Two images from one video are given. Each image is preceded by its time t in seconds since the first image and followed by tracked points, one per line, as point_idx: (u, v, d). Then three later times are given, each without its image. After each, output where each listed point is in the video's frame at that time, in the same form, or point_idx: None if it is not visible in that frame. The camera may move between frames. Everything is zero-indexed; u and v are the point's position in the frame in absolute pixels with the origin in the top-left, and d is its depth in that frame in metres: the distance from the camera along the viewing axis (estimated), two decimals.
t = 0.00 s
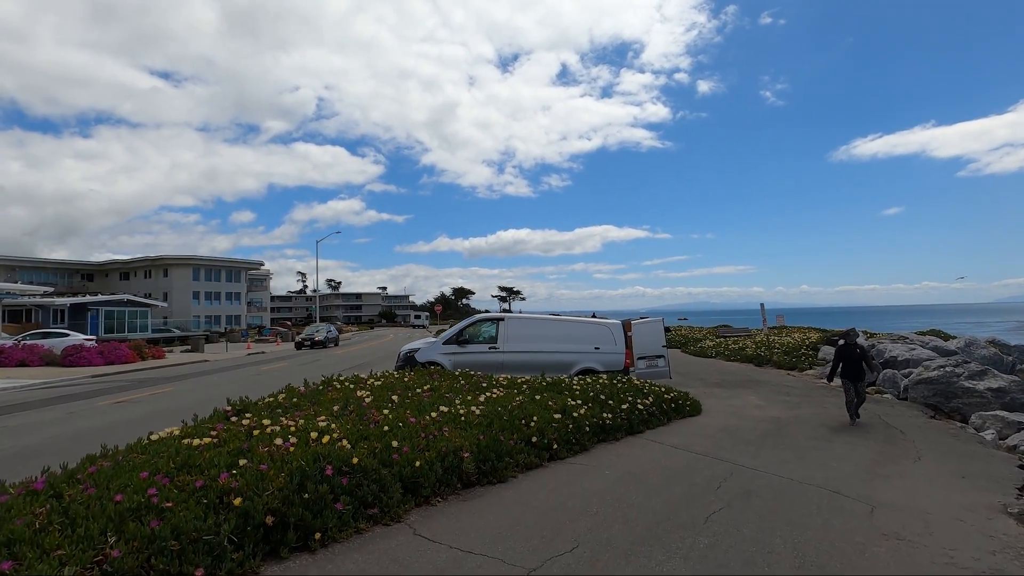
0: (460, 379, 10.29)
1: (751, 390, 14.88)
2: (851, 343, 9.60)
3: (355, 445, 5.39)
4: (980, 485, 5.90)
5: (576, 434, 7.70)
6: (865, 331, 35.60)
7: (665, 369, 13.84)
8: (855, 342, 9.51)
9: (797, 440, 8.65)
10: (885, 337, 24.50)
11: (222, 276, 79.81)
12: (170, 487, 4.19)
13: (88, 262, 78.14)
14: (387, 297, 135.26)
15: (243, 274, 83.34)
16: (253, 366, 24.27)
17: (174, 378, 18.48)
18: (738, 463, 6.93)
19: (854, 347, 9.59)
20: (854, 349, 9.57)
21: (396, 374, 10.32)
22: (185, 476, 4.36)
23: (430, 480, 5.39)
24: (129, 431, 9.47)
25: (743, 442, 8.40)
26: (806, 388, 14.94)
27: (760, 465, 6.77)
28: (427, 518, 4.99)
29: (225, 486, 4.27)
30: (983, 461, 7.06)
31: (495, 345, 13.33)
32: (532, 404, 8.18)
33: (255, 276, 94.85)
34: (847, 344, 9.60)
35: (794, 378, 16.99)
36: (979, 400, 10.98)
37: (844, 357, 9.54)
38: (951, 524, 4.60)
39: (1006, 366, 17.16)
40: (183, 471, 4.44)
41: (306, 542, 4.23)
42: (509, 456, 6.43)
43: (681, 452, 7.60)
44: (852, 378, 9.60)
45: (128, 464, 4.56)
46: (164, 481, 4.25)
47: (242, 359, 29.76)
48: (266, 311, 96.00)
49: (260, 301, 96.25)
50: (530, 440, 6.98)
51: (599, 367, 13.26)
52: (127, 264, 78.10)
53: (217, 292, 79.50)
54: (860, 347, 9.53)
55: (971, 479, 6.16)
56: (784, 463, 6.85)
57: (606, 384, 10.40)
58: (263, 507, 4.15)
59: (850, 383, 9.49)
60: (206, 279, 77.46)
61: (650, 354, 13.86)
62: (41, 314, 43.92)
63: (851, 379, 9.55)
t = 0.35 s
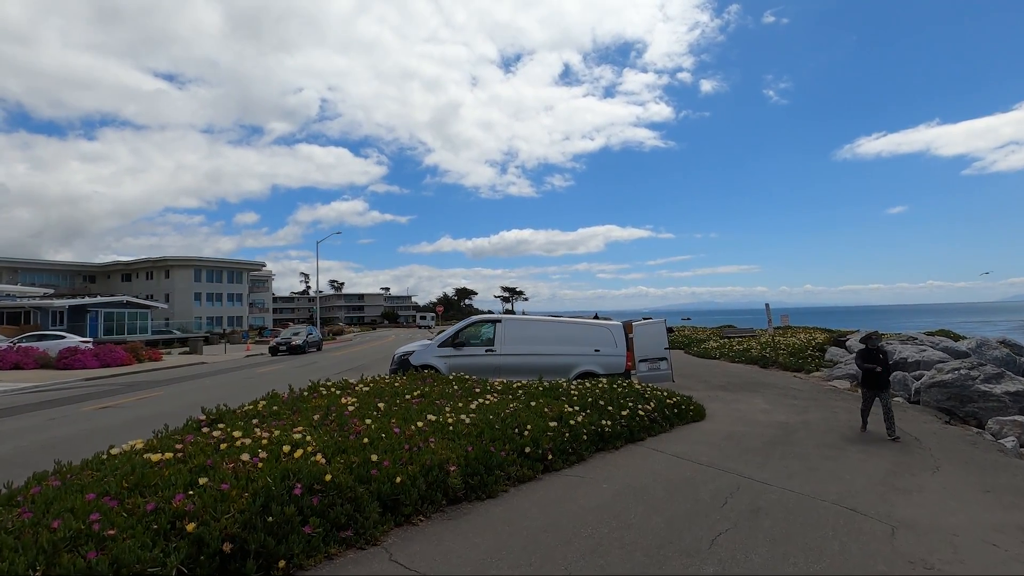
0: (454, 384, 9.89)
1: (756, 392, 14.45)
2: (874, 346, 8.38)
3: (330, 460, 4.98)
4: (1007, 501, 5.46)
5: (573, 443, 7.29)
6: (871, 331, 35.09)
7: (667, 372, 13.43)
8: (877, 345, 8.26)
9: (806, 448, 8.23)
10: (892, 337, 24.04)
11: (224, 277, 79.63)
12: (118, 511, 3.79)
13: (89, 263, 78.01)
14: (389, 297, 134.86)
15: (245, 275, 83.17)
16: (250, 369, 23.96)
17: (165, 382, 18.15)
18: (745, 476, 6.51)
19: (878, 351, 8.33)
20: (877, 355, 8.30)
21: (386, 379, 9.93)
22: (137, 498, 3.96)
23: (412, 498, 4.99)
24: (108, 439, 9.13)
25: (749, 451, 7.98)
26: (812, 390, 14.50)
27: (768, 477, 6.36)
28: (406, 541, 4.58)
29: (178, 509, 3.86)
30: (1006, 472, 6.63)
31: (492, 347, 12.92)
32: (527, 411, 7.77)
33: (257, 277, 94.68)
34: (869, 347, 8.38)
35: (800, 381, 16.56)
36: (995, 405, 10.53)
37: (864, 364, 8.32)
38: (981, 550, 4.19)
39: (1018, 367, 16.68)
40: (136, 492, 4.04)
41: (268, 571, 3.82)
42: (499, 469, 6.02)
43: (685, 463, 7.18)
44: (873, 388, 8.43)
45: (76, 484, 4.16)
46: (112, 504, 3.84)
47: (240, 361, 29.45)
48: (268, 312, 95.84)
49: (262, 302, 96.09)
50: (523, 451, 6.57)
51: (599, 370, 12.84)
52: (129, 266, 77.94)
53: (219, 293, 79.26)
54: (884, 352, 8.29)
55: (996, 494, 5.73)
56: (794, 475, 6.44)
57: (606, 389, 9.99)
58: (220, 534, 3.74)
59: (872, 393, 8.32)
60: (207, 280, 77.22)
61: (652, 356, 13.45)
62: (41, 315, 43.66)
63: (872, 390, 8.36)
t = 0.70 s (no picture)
0: (439, 389, 9.49)
1: (754, 397, 14.07)
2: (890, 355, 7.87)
3: (291, 475, 4.57)
4: None
5: (561, 453, 6.89)
6: (870, 333, 34.69)
7: (662, 377, 13.03)
8: (893, 350, 7.82)
9: (807, 457, 7.84)
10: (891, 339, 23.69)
11: (220, 278, 79.19)
12: (40, 536, 3.39)
13: (84, 265, 77.48)
14: (386, 299, 134.45)
15: (241, 277, 82.71)
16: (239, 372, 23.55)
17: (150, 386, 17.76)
18: (742, 489, 6.12)
19: (892, 358, 7.88)
20: (894, 360, 7.80)
21: (369, 384, 9.52)
22: (65, 520, 3.56)
23: (380, 516, 4.58)
24: (73, 445, 8.72)
25: (747, 460, 7.58)
26: (812, 395, 14.12)
27: (768, 491, 5.97)
28: (371, 566, 4.16)
29: (110, 534, 3.45)
30: (1020, 485, 6.24)
31: (481, 350, 12.53)
32: (512, 419, 7.37)
33: (254, 278, 94.27)
34: (882, 354, 7.92)
35: (800, 385, 16.18)
36: (1003, 412, 10.13)
37: (879, 369, 7.78)
38: None
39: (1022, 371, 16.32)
40: (65, 514, 3.64)
41: None
42: (478, 483, 5.61)
43: (679, 475, 6.78)
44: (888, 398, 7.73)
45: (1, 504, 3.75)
46: (34, 529, 3.43)
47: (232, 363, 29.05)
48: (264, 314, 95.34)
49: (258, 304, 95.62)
50: (507, 462, 6.17)
51: (593, 374, 12.44)
52: (124, 267, 77.47)
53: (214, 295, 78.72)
54: (902, 361, 7.73)
55: (1012, 511, 5.34)
56: (795, 490, 6.05)
57: (597, 394, 9.59)
58: (153, 563, 3.33)
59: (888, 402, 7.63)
60: (202, 282, 76.69)
61: (646, 359, 13.06)
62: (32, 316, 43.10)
63: (887, 397, 7.64)
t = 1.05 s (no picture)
0: (429, 392, 9.10)
1: (756, 399, 13.65)
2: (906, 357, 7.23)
3: (254, 489, 4.15)
4: None
5: (553, 461, 6.49)
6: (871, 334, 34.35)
7: (661, 379, 12.62)
8: (906, 352, 7.19)
9: (814, 463, 7.44)
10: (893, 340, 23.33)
11: (216, 280, 78.75)
12: None
13: (79, 267, 76.96)
14: (385, 301, 134.05)
15: (238, 279, 82.28)
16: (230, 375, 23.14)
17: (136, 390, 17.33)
18: (748, 500, 5.71)
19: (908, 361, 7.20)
20: (907, 364, 7.17)
21: (355, 388, 9.11)
22: None
23: (352, 534, 4.17)
24: (42, 452, 8.30)
25: (751, 467, 7.18)
26: (816, 398, 13.73)
27: (775, 502, 5.58)
28: None
29: (34, 561, 3.03)
30: None
31: (475, 351, 12.12)
32: (503, 424, 6.96)
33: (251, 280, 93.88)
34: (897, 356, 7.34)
35: (802, 387, 15.79)
36: (1015, 414, 9.74)
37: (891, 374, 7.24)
38: None
39: None
40: None
41: None
42: (463, 494, 5.20)
43: (680, 484, 6.37)
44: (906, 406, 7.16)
45: None
46: None
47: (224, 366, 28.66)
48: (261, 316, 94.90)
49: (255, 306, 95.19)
50: (495, 471, 5.76)
51: (589, 377, 12.03)
52: (120, 269, 76.97)
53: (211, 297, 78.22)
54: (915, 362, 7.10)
55: None
56: (804, 501, 5.65)
57: (594, 398, 9.17)
58: None
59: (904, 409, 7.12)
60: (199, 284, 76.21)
61: (645, 361, 12.66)
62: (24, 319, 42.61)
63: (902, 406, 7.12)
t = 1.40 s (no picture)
0: (418, 398, 8.63)
1: (762, 402, 13.20)
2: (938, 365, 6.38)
3: (206, 515, 3.68)
4: None
5: (548, 473, 6.02)
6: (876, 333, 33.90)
7: (663, 381, 12.14)
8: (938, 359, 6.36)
9: (827, 474, 6.96)
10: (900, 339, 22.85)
11: (215, 281, 78.34)
12: None
13: (77, 269, 76.54)
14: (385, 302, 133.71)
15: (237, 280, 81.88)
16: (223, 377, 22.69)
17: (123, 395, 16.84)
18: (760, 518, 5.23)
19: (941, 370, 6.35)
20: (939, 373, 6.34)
21: (340, 393, 8.63)
22: None
23: (317, 564, 3.69)
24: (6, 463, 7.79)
25: (761, 478, 6.70)
26: (823, 400, 13.26)
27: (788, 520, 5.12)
28: None
29: None
30: None
31: (469, 353, 11.65)
32: (494, 434, 6.48)
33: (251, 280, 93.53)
34: (927, 362, 6.53)
35: (809, 388, 15.31)
36: None
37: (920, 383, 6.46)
38: None
39: None
40: None
41: None
42: (446, 514, 4.73)
43: (685, 499, 5.90)
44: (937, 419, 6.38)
45: None
46: None
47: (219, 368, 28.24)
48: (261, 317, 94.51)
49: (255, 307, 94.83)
50: (484, 486, 5.29)
51: (588, 380, 11.56)
52: (118, 270, 76.56)
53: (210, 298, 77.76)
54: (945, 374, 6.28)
55: None
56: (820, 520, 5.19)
57: (592, 403, 8.70)
58: None
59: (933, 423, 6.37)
60: (197, 285, 75.70)
61: (646, 363, 12.19)
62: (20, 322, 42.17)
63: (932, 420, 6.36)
